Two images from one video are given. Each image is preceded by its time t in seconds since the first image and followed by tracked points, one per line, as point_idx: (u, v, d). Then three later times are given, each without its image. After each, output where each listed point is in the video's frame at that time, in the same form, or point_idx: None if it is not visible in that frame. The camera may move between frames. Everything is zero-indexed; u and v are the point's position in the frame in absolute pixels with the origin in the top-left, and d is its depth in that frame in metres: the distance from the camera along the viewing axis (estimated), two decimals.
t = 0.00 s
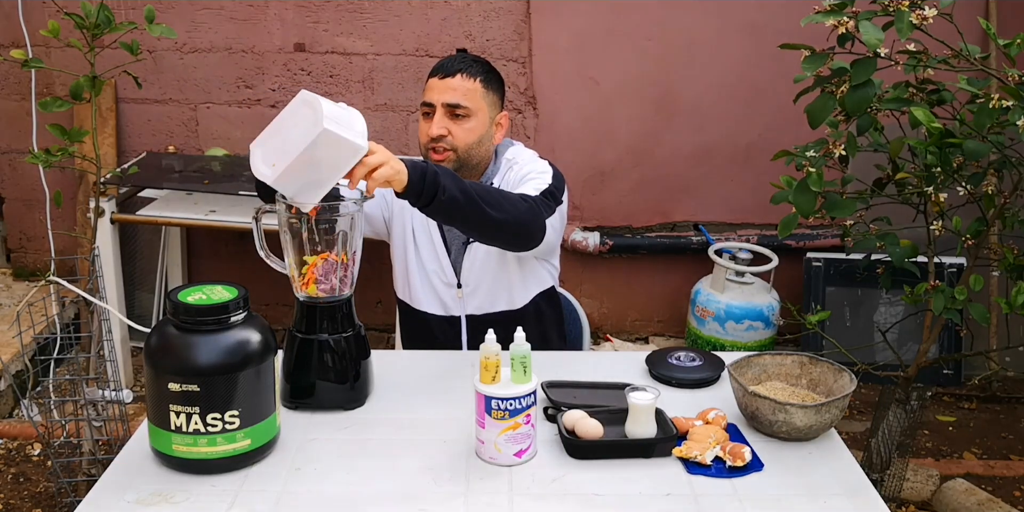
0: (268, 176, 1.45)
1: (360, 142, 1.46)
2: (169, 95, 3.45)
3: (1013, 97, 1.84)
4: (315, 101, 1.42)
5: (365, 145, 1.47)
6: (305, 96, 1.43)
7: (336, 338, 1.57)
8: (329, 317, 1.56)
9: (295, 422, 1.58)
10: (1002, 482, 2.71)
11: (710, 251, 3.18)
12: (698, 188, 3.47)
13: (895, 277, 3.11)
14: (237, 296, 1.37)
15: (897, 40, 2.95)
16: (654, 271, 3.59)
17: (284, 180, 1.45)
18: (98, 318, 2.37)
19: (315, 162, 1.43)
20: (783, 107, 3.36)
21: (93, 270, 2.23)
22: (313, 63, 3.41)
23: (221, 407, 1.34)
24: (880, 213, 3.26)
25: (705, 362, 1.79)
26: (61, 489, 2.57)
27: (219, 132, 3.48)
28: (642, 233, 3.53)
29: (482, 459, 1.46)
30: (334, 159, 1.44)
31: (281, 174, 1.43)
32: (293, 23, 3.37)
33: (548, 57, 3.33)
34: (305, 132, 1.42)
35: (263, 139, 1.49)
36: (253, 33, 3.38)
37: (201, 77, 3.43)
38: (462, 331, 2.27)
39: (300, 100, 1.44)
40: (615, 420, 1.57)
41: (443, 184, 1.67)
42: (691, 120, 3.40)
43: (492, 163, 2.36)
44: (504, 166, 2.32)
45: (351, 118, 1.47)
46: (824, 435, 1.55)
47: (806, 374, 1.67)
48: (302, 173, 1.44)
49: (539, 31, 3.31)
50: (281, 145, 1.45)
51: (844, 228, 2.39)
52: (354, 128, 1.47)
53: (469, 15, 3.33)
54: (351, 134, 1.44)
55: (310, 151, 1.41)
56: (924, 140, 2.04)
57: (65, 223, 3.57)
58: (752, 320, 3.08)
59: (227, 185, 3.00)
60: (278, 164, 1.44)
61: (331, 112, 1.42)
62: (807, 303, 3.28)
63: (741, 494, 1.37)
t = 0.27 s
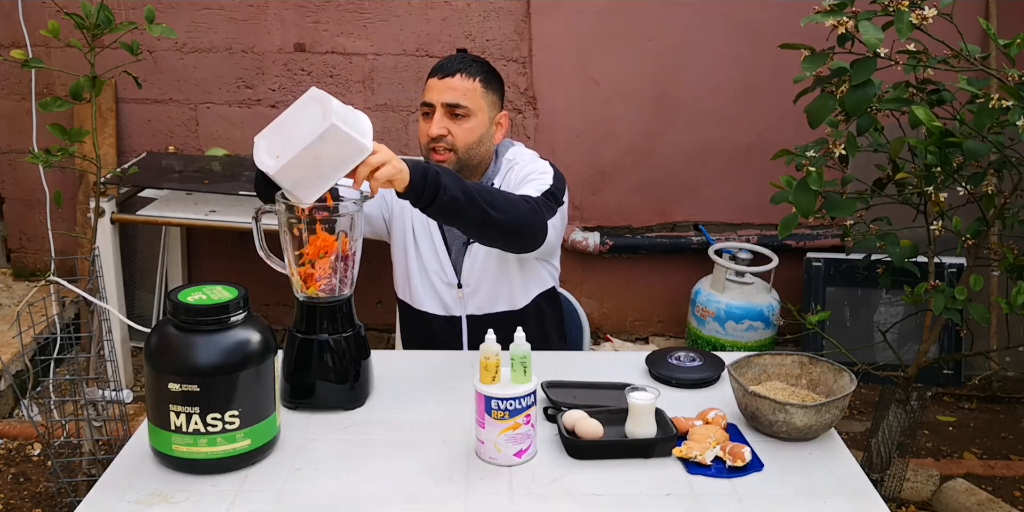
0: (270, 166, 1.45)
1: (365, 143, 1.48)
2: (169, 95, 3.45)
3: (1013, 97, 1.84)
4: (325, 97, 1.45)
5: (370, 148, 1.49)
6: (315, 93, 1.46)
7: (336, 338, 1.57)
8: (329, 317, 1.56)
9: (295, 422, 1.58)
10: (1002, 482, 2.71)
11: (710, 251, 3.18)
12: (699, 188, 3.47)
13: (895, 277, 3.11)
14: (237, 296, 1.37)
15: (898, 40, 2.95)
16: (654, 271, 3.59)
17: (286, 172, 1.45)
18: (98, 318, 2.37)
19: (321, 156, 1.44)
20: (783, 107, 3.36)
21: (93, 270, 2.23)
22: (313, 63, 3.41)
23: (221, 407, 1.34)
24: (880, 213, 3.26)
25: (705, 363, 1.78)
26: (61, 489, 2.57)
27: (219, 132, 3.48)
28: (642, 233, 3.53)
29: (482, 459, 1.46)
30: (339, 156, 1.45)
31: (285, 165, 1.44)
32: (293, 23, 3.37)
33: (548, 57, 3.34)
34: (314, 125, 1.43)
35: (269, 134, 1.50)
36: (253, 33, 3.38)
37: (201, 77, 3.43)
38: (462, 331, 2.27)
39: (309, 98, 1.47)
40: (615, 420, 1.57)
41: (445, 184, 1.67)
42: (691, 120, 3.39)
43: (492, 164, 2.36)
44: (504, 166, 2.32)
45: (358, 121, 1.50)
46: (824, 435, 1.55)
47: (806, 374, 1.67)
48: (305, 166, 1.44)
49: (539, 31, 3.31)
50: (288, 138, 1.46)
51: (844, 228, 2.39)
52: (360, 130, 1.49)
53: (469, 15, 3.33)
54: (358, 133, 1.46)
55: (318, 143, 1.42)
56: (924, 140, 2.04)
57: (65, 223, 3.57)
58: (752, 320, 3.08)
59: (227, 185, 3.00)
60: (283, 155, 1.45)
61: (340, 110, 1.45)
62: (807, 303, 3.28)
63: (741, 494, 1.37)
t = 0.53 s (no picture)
0: (275, 163, 1.45)
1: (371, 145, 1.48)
2: (169, 95, 3.45)
3: (1013, 97, 1.84)
4: (331, 97, 1.47)
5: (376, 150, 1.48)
6: (321, 94, 1.48)
7: (336, 338, 1.57)
8: (329, 317, 1.56)
9: (295, 422, 1.58)
10: (1002, 482, 2.71)
11: (710, 251, 3.18)
12: (699, 188, 3.47)
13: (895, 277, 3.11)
14: (237, 296, 1.37)
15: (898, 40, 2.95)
16: (654, 271, 3.59)
17: (290, 169, 1.44)
18: (98, 318, 2.37)
19: (327, 153, 1.44)
20: (783, 107, 3.36)
21: (93, 270, 2.23)
22: (313, 63, 3.41)
23: (221, 407, 1.34)
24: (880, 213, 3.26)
25: (705, 362, 1.78)
26: (61, 489, 2.57)
27: (219, 132, 3.48)
28: (642, 233, 3.53)
29: (482, 459, 1.46)
30: (346, 154, 1.45)
31: (290, 160, 1.44)
32: (293, 23, 3.37)
33: (548, 57, 3.34)
34: (320, 123, 1.44)
35: (274, 136, 1.51)
36: (253, 33, 3.38)
37: (201, 77, 3.43)
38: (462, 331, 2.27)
39: (315, 99, 1.49)
40: (615, 420, 1.57)
41: (442, 179, 1.68)
42: (691, 120, 3.39)
43: (493, 164, 2.36)
44: (505, 165, 2.32)
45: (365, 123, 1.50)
46: (824, 436, 1.55)
47: (806, 375, 1.67)
48: (310, 162, 1.44)
49: (539, 31, 3.31)
50: (294, 137, 1.47)
51: (844, 228, 2.39)
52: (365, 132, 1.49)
53: (469, 15, 3.33)
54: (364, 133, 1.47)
55: (325, 139, 1.42)
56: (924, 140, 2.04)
57: (65, 223, 3.57)
58: (752, 320, 3.08)
59: (227, 185, 3.00)
60: (288, 152, 1.45)
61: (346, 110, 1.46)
62: (807, 303, 3.28)
63: (741, 494, 1.37)
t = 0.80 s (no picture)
0: (278, 161, 1.45)
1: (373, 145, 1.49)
2: (169, 95, 3.45)
3: (1013, 97, 1.84)
4: (335, 97, 1.48)
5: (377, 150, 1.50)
6: (324, 92, 1.49)
7: (336, 338, 1.58)
8: (329, 316, 1.57)
9: (295, 423, 1.58)
10: (1002, 482, 2.71)
11: (710, 251, 3.18)
12: (699, 188, 3.47)
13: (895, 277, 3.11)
14: (237, 297, 1.37)
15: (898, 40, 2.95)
16: (654, 271, 3.59)
17: (293, 167, 1.44)
18: (98, 318, 2.37)
19: (331, 152, 1.45)
20: (783, 107, 3.36)
21: (93, 270, 2.23)
22: (313, 63, 3.41)
23: (222, 407, 1.34)
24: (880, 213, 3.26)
25: (705, 362, 1.78)
26: (61, 489, 2.57)
27: (219, 132, 3.48)
28: (642, 233, 3.53)
29: (482, 459, 1.46)
30: (348, 154, 1.46)
31: (293, 158, 1.43)
32: (293, 23, 3.37)
33: (549, 57, 3.34)
34: (325, 122, 1.45)
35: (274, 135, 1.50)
36: (253, 33, 3.38)
37: (201, 77, 3.43)
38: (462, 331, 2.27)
39: (317, 98, 1.49)
40: (615, 420, 1.57)
41: (424, 170, 1.66)
42: (691, 120, 3.40)
43: (493, 163, 2.36)
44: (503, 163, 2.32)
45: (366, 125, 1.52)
46: (824, 436, 1.55)
47: (806, 375, 1.67)
48: (313, 160, 1.44)
49: (539, 31, 3.31)
50: (296, 136, 1.47)
51: (844, 228, 2.39)
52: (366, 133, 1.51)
53: (469, 15, 3.33)
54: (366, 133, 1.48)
55: (330, 138, 1.43)
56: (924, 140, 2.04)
57: (65, 223, 3.57)
58: (752, 320, 3.08)
59: (227, 185, 3.00)
60: (291, 150, 1.45)
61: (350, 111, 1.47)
62: (807, 303, 3.28)
63: (741, 495, 1.37)
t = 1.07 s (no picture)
0: (280, 161, 1.45)
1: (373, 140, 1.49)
2: (169, 95, 3.45)
3: (1013, 97, 1.84)
4: (334, 94, 1.46)
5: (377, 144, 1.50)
6: (322, 89, 1.46)
7: (336, 338, 1.58)
8: (329, 317, 1.57)
9: (296, 423, 1.58)
10: (1002, 482, 2.71)
11: (710, 251, 3.18)
12: (699, 188, 3.47)
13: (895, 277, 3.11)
14: (237, 297, 1.37)
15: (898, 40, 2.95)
16: (654, 271, 3.59)
17: (296, 167, 1.44)
18: (98, 318, 2.37)
19: (331, 152, 1.45)
20: (783, 107, 3.36)
21: (93, 270, 2.23)
22: (313, 63, 3.41)
23: (222, 407, 1.34)
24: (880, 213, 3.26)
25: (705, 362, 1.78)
26: (61, 489, 2.57)
27: (219, 132, 3.48)
28: (642, 233, 3.53)
29: (482, 459, 1.46)
30: (349, 151, 1.47)
31: (295, 159, 1.43)
32: (293, 23, 3.37)
33: (549, 57, 3.34)
34: (325, 120, 1.45)
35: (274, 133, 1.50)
36: (253, 33, 3.38)
37: (201, 77, 3.43)
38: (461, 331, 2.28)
39: (316, 94, 1.47)
40: (615, 420, 1.57)
41: (404, 164, 1.63)
42: (691, 120, 3.40)
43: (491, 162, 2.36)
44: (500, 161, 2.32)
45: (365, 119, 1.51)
46: (824, 436, 1.55)
47: (805, 375, 1.67)
48: (315, 160, 1.45)
49: (539, 31, 3.31)
50: (296, 135, 1.47)
51: (844, 228, 2.39)
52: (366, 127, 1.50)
53: (469, 15, 3.34)
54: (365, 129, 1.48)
55: (331, 136, 1.43)
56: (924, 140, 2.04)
57: (65, 223, 3.57)
58: (752, 320, 3.08)
59: (227, 185, 3.00)
60: (292, 150, 1.45)
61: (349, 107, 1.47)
62: (807, 303, 3.28)
63: (741, 495, 1.37)
